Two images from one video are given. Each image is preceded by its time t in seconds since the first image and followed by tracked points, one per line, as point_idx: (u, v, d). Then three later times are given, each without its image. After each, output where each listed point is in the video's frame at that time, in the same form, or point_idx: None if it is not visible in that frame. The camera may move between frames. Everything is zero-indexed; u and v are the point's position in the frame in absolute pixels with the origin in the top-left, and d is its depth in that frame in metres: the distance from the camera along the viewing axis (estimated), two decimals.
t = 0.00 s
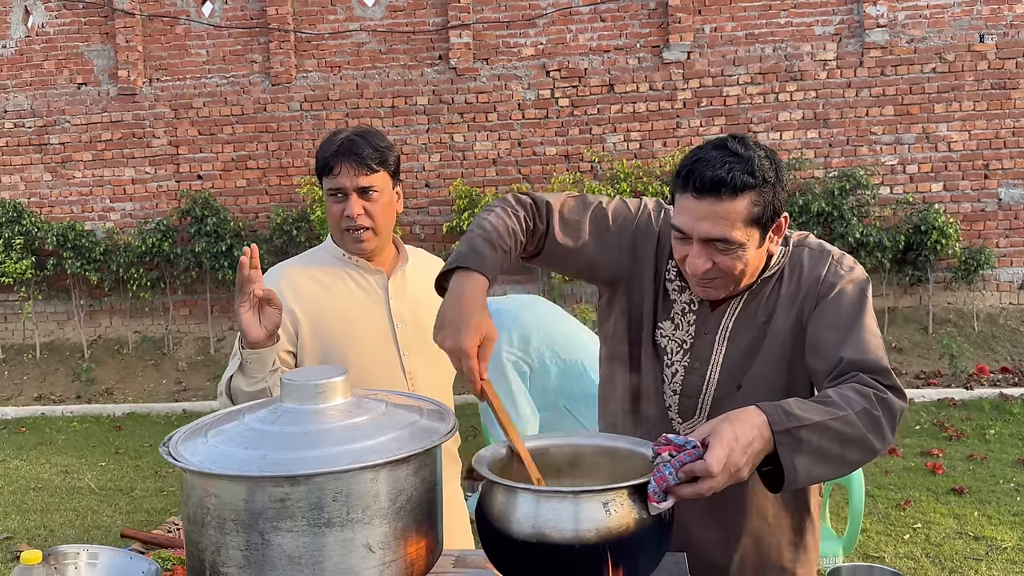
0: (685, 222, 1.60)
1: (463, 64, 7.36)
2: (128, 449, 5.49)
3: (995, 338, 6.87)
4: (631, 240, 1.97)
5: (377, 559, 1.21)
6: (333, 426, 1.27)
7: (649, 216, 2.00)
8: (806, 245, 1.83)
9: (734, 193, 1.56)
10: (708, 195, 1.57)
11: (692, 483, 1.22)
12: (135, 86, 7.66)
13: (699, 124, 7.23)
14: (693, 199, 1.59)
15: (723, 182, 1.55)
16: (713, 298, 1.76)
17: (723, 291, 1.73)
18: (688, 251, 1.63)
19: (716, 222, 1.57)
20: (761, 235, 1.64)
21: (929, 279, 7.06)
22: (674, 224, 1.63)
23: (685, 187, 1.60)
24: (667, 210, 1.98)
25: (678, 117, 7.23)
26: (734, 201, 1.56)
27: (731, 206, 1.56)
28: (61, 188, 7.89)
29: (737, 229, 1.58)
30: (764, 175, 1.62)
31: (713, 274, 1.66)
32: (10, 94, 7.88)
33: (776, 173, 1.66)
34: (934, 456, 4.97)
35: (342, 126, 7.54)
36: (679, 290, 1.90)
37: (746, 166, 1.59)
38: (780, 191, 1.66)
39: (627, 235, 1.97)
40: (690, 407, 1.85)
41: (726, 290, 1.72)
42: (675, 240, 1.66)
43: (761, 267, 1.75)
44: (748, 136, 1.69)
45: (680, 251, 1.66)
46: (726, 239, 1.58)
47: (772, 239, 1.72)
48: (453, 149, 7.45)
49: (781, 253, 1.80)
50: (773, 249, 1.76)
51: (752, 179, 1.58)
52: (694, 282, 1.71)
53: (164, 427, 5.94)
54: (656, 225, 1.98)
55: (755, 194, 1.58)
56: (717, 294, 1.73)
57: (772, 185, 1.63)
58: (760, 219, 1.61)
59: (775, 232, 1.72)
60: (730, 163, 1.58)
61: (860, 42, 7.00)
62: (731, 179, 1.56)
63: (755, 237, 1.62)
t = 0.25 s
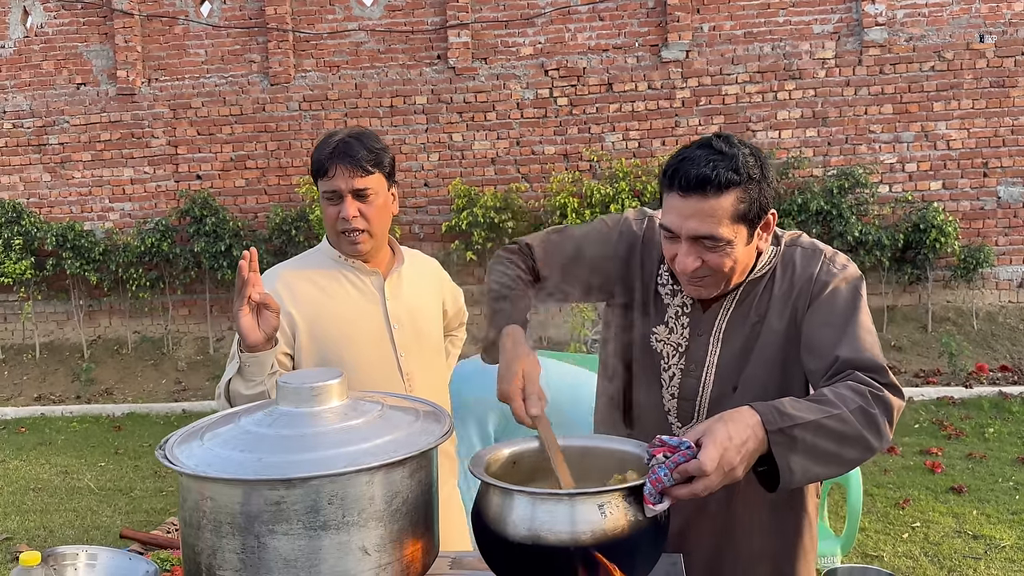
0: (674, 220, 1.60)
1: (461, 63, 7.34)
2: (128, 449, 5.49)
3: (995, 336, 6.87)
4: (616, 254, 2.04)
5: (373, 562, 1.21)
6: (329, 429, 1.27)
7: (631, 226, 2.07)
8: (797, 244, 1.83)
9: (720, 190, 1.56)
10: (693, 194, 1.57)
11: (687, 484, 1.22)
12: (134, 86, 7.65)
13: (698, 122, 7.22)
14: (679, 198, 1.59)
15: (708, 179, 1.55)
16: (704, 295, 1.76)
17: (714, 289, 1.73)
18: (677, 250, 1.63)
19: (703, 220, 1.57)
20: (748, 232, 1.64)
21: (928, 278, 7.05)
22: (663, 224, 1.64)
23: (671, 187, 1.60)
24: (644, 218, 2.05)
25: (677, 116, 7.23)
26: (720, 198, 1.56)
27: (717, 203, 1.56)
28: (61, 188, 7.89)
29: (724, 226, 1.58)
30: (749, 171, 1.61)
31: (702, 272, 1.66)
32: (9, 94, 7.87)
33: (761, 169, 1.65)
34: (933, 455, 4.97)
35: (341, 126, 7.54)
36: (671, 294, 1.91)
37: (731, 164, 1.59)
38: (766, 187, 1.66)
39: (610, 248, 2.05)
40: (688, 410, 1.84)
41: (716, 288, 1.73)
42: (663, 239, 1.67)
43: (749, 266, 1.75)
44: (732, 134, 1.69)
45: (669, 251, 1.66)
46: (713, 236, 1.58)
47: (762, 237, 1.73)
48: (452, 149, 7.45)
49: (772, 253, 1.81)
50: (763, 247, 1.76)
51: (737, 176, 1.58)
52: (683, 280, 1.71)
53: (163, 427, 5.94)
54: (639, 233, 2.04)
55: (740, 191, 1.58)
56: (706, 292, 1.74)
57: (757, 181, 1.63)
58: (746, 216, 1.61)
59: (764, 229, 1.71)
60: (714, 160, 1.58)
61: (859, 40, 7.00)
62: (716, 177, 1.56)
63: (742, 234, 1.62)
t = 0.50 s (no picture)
0: (673, 213, 1.61)
1: (459, 63, 7.34)
2: (125, 450, 5.49)
3: (993, 335, 6.87)
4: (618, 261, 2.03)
5: (365, 563, 1.22)
6: (321, 430, 1.27)
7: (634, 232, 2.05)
8: (803, 244, 1.82)
9: (718, 183, 1.56)
10: (692, 186, 1.57)
11: (678, 484, 1.23)
12: (131, 86, 7.65)
13: (696, 122, 7.22)
14: (679, 190, 1.59)
15: (706, 172, 1.55)
16: (704, 291, 1.76)
17: (713, 285, 1.73)
18: (676, 244, 1.64)
19: (702, 213, 1.57)
20: (748, 227, 1.64)
21: (926, 277, 7.06)
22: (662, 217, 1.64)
23: (671, 179, 1.62)
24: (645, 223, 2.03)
25: (674, 115, 7.23)
26: (719, 191, 1.56)
27: (716, 197, 1.56)
28: (58, 189, 7.89)
29: (722, 219, 1.58)
30: (749, 167, 1.61)
31: (701, 266, 1.66)
32: (6, 95, 7.87)
33: (762, 164, 1.65)
34: (931, 454, 4.98)
35: (338, 126, 7.54)
36: (676, 294, 1.90)
37: (730, 158, 1.59)
38: (767, 185, 1.66)
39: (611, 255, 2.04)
40: (693, 410, 1.85)
41: (716, 284, 1.73)
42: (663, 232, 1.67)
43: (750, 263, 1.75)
44: (733, 129, 1.69)
45: (669, 244, 1.67)
46: (712, 229, 1.58)
47: (763, 234, 1.73)
48: (450, 149, 7.45)
49: (775, 252, 1.80)
50: (765, 245, 1.77)
51: (735, 170, 1.58)
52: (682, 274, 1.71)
53: (161, 428, 5.94)
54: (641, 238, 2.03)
55: (738, 184, 1.58)
56: (707, 288, 1.74)
57: (756, 175, 1.63)
58: (745, 210, 1.60)
59: (765, 225, 1.72)
60: (713, 154, 1.58)
61: (856, 40, 7.01)
62: (714, 169, 1.57)
63: (741, 229, 1.62)
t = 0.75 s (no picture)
0: (687, 211, 1.62)
1: (457, 64, 7.34)
2: (124, 451, 5.49)
3: (991, 336, 6.88)
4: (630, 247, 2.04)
5: (359, 563, 1.22)
6: (316, 430, 1.27)
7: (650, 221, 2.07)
8: (818, 251, 1.83)
9: (734, 183, 1.57)
10: (708, 185, 1.58)
11: (670, 485, 1.23)
12: (130, 87, 7.65)
13: (694, 122, 7.23)
14: (695, 189, 1.61)
15: (723, 171, 1.56)
16: (717, 292, 1.77)
17: (726, 286, 1.74)
18: (689, 242, 1.65)
19: (717, 213, 1.57)
20: (762, 230, 1.63)
21: (923, 277, 7.07)
22: (677, 215, 1.65)
23: (688, 178, 1.63)
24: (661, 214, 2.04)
25: (673, 116, 7.23)
26: (735, 192, 1.57)
27: (731, 197, 1.57)
28: (57, 190, 7.89)
29: (737, 221, 1.58)
30: (767, 168, 1.62)
31: (714, 266, 1.67)
32: (5, 96, 7.87)
33: (780, 167, 1.65)
34: (928, 454, 4.98)
35: (337, 126, 7.54)
36: (687, 292, 1.91)
37: (748, 159, 1.60)
38: (784, 188, 1.66)
39: (624, 240, 2.06)
40: (697, 408, 1.84)
41: (728, 285, 1.74)
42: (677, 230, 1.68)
43: (764, 265, 1.76)
44: (755, 131, 1.69)
45: (683, 243, 1.67)
46: (726, 230, 1.59)
47: (778, 237, 1.73)
48: (448, 149, 7.45)
49: (790, 257, 1.81)
50: (780, 248, 1.77)
51: (753, 171, 1.58)
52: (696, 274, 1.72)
53: (160, 429, 5.94)
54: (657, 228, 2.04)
55: (755, 186, 1.58)
56: (719, 288, 1.75)
57: (774, 178, 1.63)
58: (761, 212, 1.61)
59: (781, 228, 1.72)
60: (731, 154, 1.59)
61: (854, 40, 7.01)
62: (731, 170, 1.57)
63: (755, 230, 1.62)
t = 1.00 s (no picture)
0: (697, 214, 1.62)
1: (456, 65, 7.35)
2: (122, 451, 5.49)
3: (989, 337, 6.89)
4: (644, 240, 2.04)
5: (354, 565, 1.22)
6: (311, 433, 1.27)
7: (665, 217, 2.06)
8: (828, 257, 1.82)
9: (746, 187, 1.57)
10: (718, 187, 1.59)
11: (666, 489, 1.23)
12: (129, 87, 7.64)
13: (693, 124, 7.23)
14: (705, 192, 1.61)
15: (734, 175, 1.56)
16: (724, 295, 1.77)
17: (734, 289, 1.75)
18: (698, 245, 1.66)
19: (726, 216, 1.58)
20: (772, 235, 1.63)
21: (922, 279, 7.07)
22: (687, 217, 1.66)
23: (699, 180, 1.63)
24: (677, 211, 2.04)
25: (671, 117, 7.24)
26: (746, 196, 1.57)
27: (741, 201, 1.57)
28: (55, 190, 7.88)
29: (746, 225, 1.58)
30: (779, 173, 1.62)
31: (722, 269, 1.67)
32: (4, 95, 7.87)
33: (792, 172, 1.65)
34: (926, 455, 4.98)
35: (336, 127, 7.53)
36: (693, 291, 1.91)
37: (760, 163, 1.60)
38: (795, 193, 1.66)
39: (638, 232, 2.05)
40: (696, 408, 1.86)
41: (736, 288, 1.74)
42: (687, 233, 1.69)
43: (773, 270, 1.75)
44: (769, 134, 1.69)
45: (692, 245, 1.68)
46: (735, 233, 1.59)
47: (788, 242, 1.73)
48: (447, 149, 7.45)
49: (800, 261, 1.80)
50: (790, 253, 1.76)
51: (764, 175, 1.58)
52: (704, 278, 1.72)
53: (158, 429, 5.94)
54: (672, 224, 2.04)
55: (767, 190, 1.58)
56: (726, 291, 1.75)
57: (786, 182, 1.63)
58: (771, 217, 1.60)
59: (791, 234, 1.72)
60: (744, 158, 1.59)
61: (853, 42, 7.02)
62: (743, 173, 1.58)
63: (765, 235, 1.62)
